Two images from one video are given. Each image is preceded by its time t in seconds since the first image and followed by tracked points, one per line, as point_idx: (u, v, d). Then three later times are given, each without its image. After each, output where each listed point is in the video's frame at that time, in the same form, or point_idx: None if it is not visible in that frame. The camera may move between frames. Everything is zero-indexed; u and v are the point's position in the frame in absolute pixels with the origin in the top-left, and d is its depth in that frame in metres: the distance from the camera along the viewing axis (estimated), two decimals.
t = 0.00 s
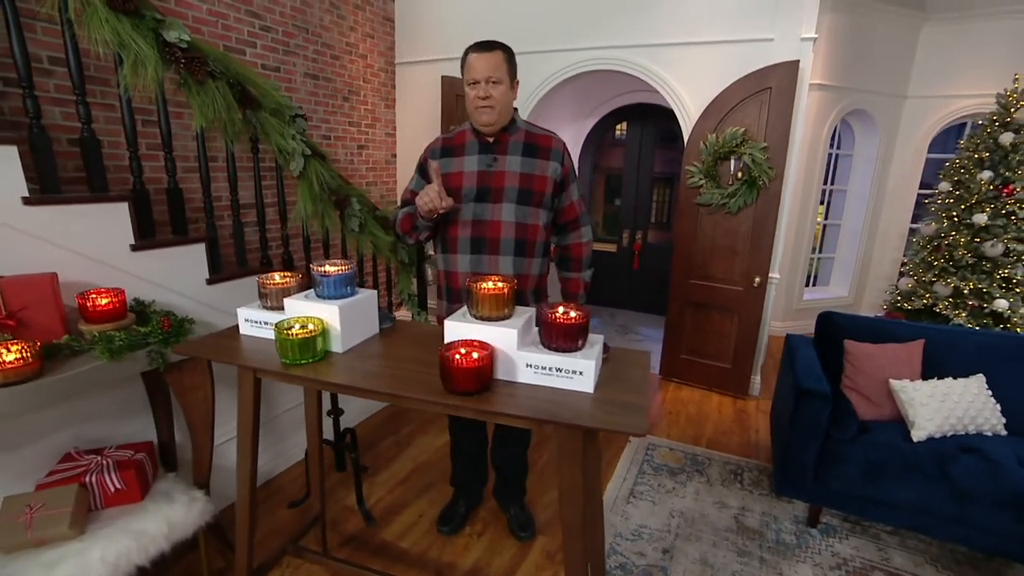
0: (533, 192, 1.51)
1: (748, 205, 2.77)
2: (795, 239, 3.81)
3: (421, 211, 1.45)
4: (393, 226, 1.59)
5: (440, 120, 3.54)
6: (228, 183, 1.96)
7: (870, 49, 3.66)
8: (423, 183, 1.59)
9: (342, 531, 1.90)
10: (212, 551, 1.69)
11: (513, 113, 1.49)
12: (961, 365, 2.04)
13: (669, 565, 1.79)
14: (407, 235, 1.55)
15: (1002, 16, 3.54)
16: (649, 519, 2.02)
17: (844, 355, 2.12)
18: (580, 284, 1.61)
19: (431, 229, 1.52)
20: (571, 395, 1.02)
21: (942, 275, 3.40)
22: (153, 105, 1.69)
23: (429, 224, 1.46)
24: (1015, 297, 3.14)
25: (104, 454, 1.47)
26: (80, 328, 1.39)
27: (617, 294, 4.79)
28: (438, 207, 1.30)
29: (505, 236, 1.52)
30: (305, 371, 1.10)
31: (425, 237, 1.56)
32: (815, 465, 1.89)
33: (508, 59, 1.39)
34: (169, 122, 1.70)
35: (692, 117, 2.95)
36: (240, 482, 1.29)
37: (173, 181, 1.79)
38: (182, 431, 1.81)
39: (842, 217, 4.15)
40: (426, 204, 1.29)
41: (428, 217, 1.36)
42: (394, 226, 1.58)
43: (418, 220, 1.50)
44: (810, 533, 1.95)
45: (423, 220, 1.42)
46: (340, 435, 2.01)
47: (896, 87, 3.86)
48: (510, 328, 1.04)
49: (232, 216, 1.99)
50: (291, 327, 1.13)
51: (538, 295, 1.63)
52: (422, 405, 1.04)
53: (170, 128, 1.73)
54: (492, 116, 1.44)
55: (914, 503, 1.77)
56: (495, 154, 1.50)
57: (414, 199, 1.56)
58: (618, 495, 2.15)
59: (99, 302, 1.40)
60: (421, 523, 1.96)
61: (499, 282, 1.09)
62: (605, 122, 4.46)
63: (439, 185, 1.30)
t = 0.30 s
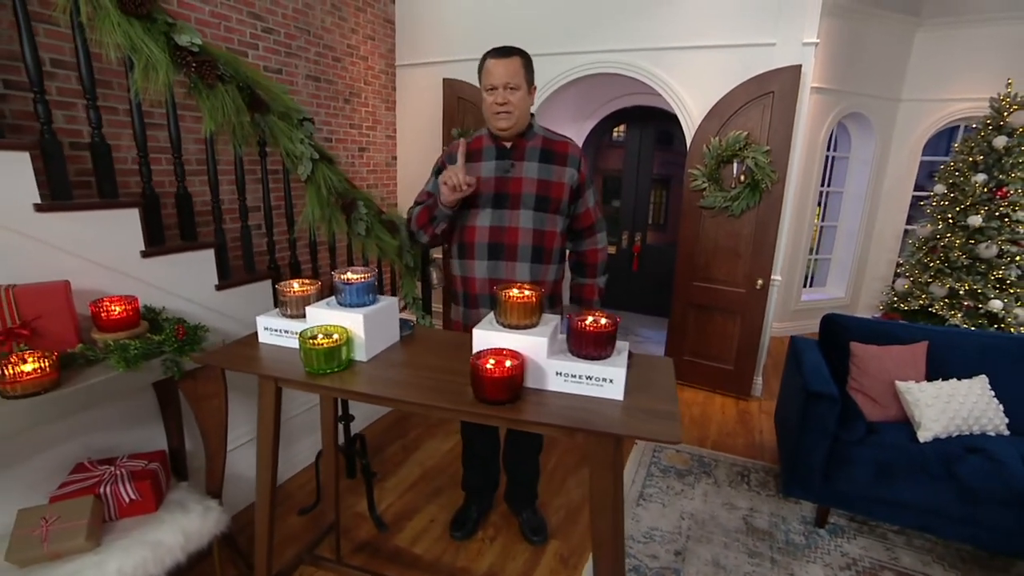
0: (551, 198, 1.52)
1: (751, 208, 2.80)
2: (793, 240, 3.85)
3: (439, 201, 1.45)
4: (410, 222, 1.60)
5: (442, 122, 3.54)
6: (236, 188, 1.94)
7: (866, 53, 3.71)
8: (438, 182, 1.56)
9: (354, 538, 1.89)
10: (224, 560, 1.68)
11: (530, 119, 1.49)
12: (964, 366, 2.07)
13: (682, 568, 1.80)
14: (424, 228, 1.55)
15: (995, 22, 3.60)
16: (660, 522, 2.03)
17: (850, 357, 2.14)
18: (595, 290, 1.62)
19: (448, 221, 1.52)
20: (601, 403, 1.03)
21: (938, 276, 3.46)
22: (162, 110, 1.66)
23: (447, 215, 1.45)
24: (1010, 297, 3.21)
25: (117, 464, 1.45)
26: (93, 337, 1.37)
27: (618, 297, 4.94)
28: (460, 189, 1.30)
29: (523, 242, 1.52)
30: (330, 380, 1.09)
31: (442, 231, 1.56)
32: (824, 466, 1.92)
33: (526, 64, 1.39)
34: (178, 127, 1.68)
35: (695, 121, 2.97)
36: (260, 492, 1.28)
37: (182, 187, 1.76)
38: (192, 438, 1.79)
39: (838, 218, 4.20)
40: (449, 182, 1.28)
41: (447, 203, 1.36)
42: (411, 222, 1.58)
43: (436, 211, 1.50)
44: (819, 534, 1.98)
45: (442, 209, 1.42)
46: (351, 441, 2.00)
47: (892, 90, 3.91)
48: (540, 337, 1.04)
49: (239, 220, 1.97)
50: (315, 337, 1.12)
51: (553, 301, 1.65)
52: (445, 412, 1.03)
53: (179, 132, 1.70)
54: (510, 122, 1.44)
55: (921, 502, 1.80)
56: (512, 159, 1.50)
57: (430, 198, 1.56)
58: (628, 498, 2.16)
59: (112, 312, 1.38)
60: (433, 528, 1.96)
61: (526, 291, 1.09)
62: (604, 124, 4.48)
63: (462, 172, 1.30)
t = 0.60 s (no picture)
0: (572, 204, 1.55)
1: (757, 210, 2.82)
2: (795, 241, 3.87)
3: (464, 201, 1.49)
4: (431, 226, 1.61)
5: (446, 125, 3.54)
6: (248, 192, 1.92)
7: (866, 56, 3.75)
8: (459, 189, 1.61)
9: (369, 543, 1.88)
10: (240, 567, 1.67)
11: (551, 124, 1.52)
12: (972, 367, 2.10)
13: (697, 570, 1.81)
14: (446, 230, 1.56)
15: (993, 26, 3.64)
16: (673, 524, 2.04)
17: (860, 359, 2.16)
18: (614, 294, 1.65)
19: (472, 223, 1.55)
20: (634, 410, 1.03)
21: (939, 277, 3.49)
22: (176, 113, 1.65)
23: (471, 215, 1.49)
24: (1009, 298, 3.25)
25: (134, 472, 1.43)
26: (111, 344, 1.36)
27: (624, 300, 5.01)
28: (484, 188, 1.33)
29: (545, 248, 1.56)
30: (359, 388, 1.08)
31: (463, 233, 1.58)
32: (835, 467, 1.93)
33: (547, 69, 1.39)
34: (191, 129, 1.66)
35: (701, 124, 2.99)
36: (283, 500, 1.27)
37: (195, 191, 1.74)
38: (206, 444, 1.78)
39: (839, 219, 4.24)
40: (472, 180, 1.31)
41: (473, 199, 1.38)
42: (432, 225, 1.59)
43: (460, 211, 1.52)
44: (830, 535, 1.99)
45: (467, 208, 1.46)
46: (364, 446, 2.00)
47: (891, 93, 3.95)
48: (572, 344, 1.05)
49: (251, 224, 1.95)
50: (342, 344, 1.11)
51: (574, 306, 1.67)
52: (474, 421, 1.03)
53: (192, 135, 1.68)
54: (531, 127, 1.46)
55: (933, 503, 1.82)
56: (534, 165, 1.53)
57: (451, 202, 1.58)
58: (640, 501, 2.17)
59: (130, 319, 1.36)
60: (447, 533, 1.96)
61: (557, 297, 1.09)
62: (605, 126, 4.49)
63: (487, 171, 1.33)
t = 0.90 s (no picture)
0: (588, 210, 1.56)
1: (761, 213, 2.83)
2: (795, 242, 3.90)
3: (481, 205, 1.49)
4: (448, 231, 1.61)
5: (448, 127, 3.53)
6: (257, 197, 1.90)
7: (865, 59, 3.78)
8: (477, 194, 1.62)
9: (380, 551, 1.87)
10: None
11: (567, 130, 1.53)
12: (978, 369, 2.12)
13: (710, 573, 1.81)
14: (463, 235, 1.57)
15: (989, 30, 3.69)
16: (683, 527, 2.04)
17: (867, 362, 2.18)
18: (630, 301, 1.66)
19: (489, 227, 1.55)
20: (662, 418, 1.03)
21: (938, 279, 3.52)
22: (185, 117, 1.63)
23: (489, 220, 1.49)
24: (1007, 299, 3.29)
25: (148, 483, 1.42)
26: (124, 352, 1.34)
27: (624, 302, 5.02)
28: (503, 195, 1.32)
29: (562, 254, 1.57)
30: (382, 399, 1.07)
31: (480, 238, 1.58)
32: (845, 469, 1.95)
33: (564, 74, 1.40)
34: (201, 134, 1.64)
35: (705, 127, 2.99)
36: (303, 511, 1.26)
37: (204, 196, 1.72)
38: (216, 452, 1.76)
39: (838, 221, 4.28)
40: (490, 186, 1.30)
41: (489, 207, 1.38)
42: (449, 231, 1.60)
43: (477, 217, 1.53)
44: (840, 537, 2.01)
45: (485, 214, 1.45)
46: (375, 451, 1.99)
47: (889, 95, 3.99)
48: (600, 353, 1.05)
49: (260, 229, 1.93)
50: (365, 354, 1.10)
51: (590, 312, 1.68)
52: (497, 431, 1.02)
53: (202, 139, 1.66)
54: (547, 133, 1.47)
55: (942, 505, 1.84)
56: (550, 171, 1.54)
57: (468, 207, 1.59)
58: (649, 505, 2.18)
59: (145, 327, 1.35)
60: (459, 539, 1.95)
61: (583, 306, 1.10)
62: (605, 128, 4.50)
63: (506, 175, 1.32)
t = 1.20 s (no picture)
0: (596, 214, 1.56)
1: (761, 216, 2.85)
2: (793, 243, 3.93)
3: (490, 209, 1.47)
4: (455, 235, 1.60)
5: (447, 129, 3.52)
6: (260, 201, 1.88)
7: (861, 62, 3.81)
8: (484, 199, 1.61)
9: (388, 558, 1.85)
10: None
11: (574, 135, 1.52)
12: (979, 370, 2.14)
13: None
14: (472, 239, 1.55)
15: (982, 33, 3.73)
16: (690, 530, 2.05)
17: (870, 363, 2.19)
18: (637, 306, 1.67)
19: (498, 232, 1.53)
20: (682, 426, 1.03)
21: (934, 279, 3.56)
22: (189, 121, 1.60)
23: (499, 223, 1.47)
24: (1002, 299, 3.34)
25: (155, 493, 1.39)
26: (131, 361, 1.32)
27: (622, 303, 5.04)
28: (515, 195, 1.30)
29: (569, 259, 1.57)
30: (399, 408, 1.06)
31: (489, 242, 1.56)
32: (850, 470, 1.95)
33: (571, 78, 1.38)
34: (205, 138, 1.62)
35: (706, 129, 3.00)
36: (316, 521, 1.24)
37: (208, 200, 1.70)
38: (221, 459, 1.73)
39: (834, 222, 4.32)
40: (503, 185, 1.29)
41: (501, 208, 1.36)
42: (457, 235, 1.58)
43: (487, 220, 1.50)
44: (845, 538, 2.02)
45: (495, 216, 1.44)
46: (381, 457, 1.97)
47: (884, 98, 4.02)
48: (621, 361, 1.05)
49: (263, 234, 1.91)
50: (382, 363, 1.09)
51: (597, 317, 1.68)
52: (515, 439, 1.01)
53: (206, 143, 1.64)
54: (555, 138, 1.46)
55: (947, 505, 1.86)
56: (558, 175, 1.54)
57: (476, 211, 1.58)
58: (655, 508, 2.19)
59: (152, 335, 1.32)
60: (466, 545, 1.94)
61: (602, 313, 1.09)
62: (604, 130, 4.51)
63: (517, 177, 1.31)
